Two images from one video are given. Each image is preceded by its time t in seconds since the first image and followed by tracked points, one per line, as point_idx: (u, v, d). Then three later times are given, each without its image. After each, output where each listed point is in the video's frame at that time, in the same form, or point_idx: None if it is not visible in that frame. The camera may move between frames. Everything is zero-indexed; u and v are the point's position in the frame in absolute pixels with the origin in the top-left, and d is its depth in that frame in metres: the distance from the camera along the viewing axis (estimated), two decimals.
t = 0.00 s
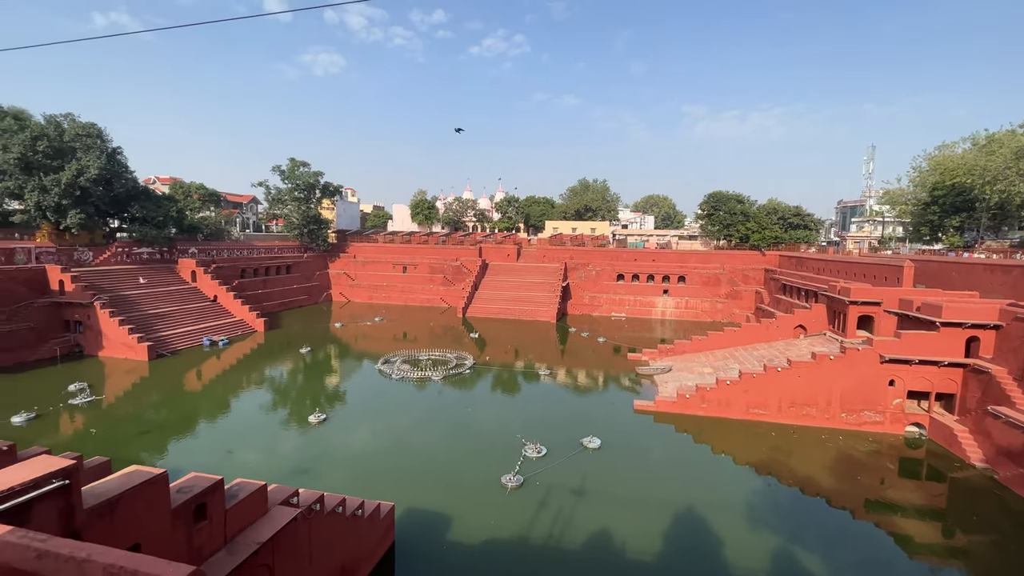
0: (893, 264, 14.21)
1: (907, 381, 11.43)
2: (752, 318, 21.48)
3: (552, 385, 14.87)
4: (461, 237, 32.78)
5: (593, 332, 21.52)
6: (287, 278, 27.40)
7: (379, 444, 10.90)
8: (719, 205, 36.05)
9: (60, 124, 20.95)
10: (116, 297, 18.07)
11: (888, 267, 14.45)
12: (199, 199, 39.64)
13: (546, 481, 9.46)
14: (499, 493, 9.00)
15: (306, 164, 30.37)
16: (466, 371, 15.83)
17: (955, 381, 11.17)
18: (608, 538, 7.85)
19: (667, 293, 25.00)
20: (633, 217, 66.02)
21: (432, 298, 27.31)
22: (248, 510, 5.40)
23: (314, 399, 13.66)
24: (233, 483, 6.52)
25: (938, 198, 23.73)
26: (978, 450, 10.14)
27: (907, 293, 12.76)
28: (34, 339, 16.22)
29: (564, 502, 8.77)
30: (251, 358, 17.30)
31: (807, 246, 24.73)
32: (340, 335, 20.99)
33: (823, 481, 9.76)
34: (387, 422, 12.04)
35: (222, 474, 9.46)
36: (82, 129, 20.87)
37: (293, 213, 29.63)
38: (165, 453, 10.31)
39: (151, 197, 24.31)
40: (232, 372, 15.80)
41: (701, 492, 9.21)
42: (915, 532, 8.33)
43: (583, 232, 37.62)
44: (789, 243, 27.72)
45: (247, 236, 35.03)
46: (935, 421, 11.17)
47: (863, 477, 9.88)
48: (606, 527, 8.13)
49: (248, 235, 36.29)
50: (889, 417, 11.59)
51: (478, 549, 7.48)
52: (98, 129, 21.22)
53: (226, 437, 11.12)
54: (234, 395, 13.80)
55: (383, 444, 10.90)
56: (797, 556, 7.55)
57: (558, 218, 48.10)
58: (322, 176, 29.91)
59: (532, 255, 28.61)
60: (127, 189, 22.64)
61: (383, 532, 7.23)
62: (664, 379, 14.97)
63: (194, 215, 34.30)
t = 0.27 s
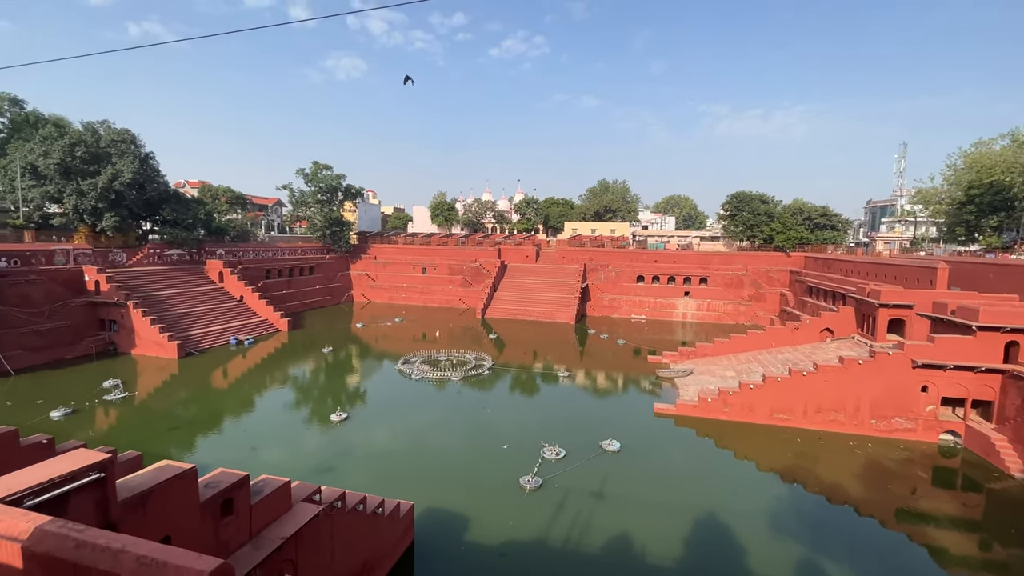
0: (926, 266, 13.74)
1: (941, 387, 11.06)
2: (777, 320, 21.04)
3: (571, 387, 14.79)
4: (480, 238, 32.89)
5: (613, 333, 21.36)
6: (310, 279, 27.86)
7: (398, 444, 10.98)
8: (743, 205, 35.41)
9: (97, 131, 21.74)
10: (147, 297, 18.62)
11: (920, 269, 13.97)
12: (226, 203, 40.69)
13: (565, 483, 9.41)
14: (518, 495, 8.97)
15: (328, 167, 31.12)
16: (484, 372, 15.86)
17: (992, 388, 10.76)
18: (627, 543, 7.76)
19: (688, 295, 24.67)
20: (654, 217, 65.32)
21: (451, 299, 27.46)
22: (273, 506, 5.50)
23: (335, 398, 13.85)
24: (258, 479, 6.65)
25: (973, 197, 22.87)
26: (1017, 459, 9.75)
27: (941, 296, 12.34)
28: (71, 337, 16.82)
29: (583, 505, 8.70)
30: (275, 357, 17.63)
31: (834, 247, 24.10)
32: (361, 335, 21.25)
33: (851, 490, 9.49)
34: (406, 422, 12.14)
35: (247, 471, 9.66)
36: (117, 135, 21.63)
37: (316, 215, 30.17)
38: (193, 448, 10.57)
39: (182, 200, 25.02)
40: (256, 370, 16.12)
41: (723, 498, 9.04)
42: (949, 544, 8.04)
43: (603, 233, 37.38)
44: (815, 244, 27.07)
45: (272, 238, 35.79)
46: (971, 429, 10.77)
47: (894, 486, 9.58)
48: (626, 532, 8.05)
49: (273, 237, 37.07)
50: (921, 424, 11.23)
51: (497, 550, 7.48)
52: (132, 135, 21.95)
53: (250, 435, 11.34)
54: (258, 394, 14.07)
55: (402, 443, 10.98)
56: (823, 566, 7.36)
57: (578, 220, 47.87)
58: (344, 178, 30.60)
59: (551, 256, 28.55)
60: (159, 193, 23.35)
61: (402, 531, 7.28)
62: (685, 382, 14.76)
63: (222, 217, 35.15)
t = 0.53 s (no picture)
0: (960, 267, 13.28)
1: (976, 393, 10.68)
2: (802, 322, 20.59)
3: (589, 388, 14.69)
4: (498, 239, 32.96)
5: (632, 335, 21.18)
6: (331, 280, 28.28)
7: (417, 443, 11.05)
8: (766, 204, 34.75)
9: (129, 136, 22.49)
10: (176, 296, 19.13)
11: (954, 270, 13.51)
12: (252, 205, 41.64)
13: (583, 485, 9.35)
14: (536, 496, 8.95)
15: (349, 169, 31.63)
16: (502, 372, 15.87)
17: None
18: (646, 547, 7.68)
19: (709, 296, 24.30)
20: (674, 217, 64.58)
21: (469, 299, 27.57)
22: (296, 502, 5.59)
23: (355, 397, 14.01)
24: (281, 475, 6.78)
25: (1010, 195, 22.03)
26: None
27: (977, 298, 11.93)
28: (105, 335, 17.40)
29: (601, 507, 8.64)
30: (297, 356, 17.94)
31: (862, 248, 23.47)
32: (381, 335, 21.47)
33: (879, 497, 9.24)
34: (424, 421, 12.21)
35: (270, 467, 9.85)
36: (148, 140, 22.32)
37: (337, 216, 30.65)
38: (219, 444, 10.81)
39: (209, 203, 25.67)
40: (279, 369, 16.42)
41: (745, 504, 8.88)
42: (984, 556, 7.76)
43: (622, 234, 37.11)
44: (841, 244, 26.40)
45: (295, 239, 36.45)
46: (1008, 437, 10.38)
47: (925, 495, 9.29)
48: (645, 535, 7.96)
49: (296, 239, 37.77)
50: (955, 431, 10.86)
51: (515, 550, 7.47)
52: (162, 140, 22.64)
53: (273, 432, 11.54)
54: (281, 392, 14.34)
55: (421, 443, 11.05)
56: None
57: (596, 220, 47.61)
58: (364, 180, 31.07)
59: (570, 257, 28.44)
60: (187, 196, 23.99)
61: (421, 529, 7.32)
62: (706, 384, 14.54)
63: (247, 219, 35.94)
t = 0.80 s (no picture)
0: (995, 268, 12.84)
1: (1012, 399, 10.33)
2: (826, 324, 20.14)
3: (607, 390, 14.57)
4: (516, 239, 32.96)
5: (650, 336, 20.98)
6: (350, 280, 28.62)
7: (434, 442, 11.10)
8: (789, 204, 34.09)
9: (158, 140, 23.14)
10: (202, 296, 19.58)
11: (988, 271, 13.08)
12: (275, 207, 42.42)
13: (601, 487, 9.29)
14: (553, 497, 8.91)
15: (369, 171, 32.06)
16: (519, 373, 15.86)
17: None
18: (665, 551, 7.59)
19: (729, 297, 23.93)
20: (693, 217, 63.80)
21: (487, 300, 27.64)
22: (316, 499, 5.67)
23: (374, 396, 14.15)
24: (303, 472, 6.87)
25: None
26: None
27: (1012, 299, 11.53)
28: (135, 333, 17.89)
29: (619, 510, 8.56)
30: (318, 355, 18.20)
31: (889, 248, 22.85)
32: (399, 334, 21.65)
33: (908, 505, 8.98)
34: (442, 421, 12.26)
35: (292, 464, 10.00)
36: (176, 144, 22.94)
37: (357, 217, 31.05)
38: (242, 441, 11.02)
39: (234, 205, 26.23)
40: (300, 367, 16.67)
41: (766, 509, 8.72)
42: (1020, 568, 7.48)
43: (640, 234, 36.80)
44: (867, 244, 25.75)
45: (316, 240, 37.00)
46: None
47: (957, 503, 9.00)
48: (664, 539, 7.87)
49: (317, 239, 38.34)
50: (989, 438, 10.51)
51: (532, 551, 7.45)
52: (190, 144, 23.24)
53: (294, 429, 11.72)
54: (302, 390, 14.55)
55: (438, 442, 11.10)
56: None
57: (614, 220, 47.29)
58: (383, 182, 31.48)
59: (587, 257, 28.31)
60: (213, 198, 24.56)
61: (438, 528, 7.35)
62: (727, 387, 14.30)
63: (269, 220, 36.61)
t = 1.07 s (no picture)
0: None
1: None
2: (850, 326, 19.70)
3: (624, 391, 14.44)
4: (531, 240, 32.93)
5: (668, 337, 20.78)
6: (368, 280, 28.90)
7: (450, 442, 11.14)
8: (811, 203, 33.46)
9: (183, 144, 23.74)
10: (225, 295, 19.98)
11: (1021, 272, 12.72)
12: (294, 208, 43.10)
13: (617, 489, 9.22)
14: (569, 499, 8.87)
15: (386, 172, 32.43)
16: (535, 373, 15.83)
17: None
18: (682, 554, 7.50)
19: (749, 298, 23.57)
20: (712, 217, 62.99)
21: (503, 300, 27.67)
22: (335, 495, 5.74)
23: (391, 395, 14.26)
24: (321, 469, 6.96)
25: None
26: None
27: None
28: (161, 331, 18.34)
29: (635, 512, 8.49)
30: (336, 354, 18.42)
31: (916, 248, 22.27)
32: (416, 334, 21.80)
33: (936, 514, 8.73)
34: (458, 421, 12.29)
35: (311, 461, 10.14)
36: (200, 147, 23.51)
37: (375, 218, 31.41)
38: (263, 437, 11.21)
39: (256, 206, 26.74)
40: (319, 366, 16.88)
41: (787, 514, 8.56)
42: None
43: (657, 234, 36.49)
44: (893, 244, 25.13)
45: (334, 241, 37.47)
46: None
47: (988, 512, 8.72)
48: (681, 542, 7.77)
49: (335, 240, 38.85)
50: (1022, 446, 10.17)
51: (547, 552, 7.43)
52: (214, 147, 23.78)
53: (312, 427, 11.87)
54: (321, 388, 14.73)
55: (454, 441, 11.14)
56: None
57: (631, 220, 46.98)
58: (401, 183, 31.79)
59: (604, 257, 28.17)
60: (236, 200, 25.06)
61: (454, 527, 7.37)
62: (746, 390, 14.09)
63: (289, 221, 37.23)
